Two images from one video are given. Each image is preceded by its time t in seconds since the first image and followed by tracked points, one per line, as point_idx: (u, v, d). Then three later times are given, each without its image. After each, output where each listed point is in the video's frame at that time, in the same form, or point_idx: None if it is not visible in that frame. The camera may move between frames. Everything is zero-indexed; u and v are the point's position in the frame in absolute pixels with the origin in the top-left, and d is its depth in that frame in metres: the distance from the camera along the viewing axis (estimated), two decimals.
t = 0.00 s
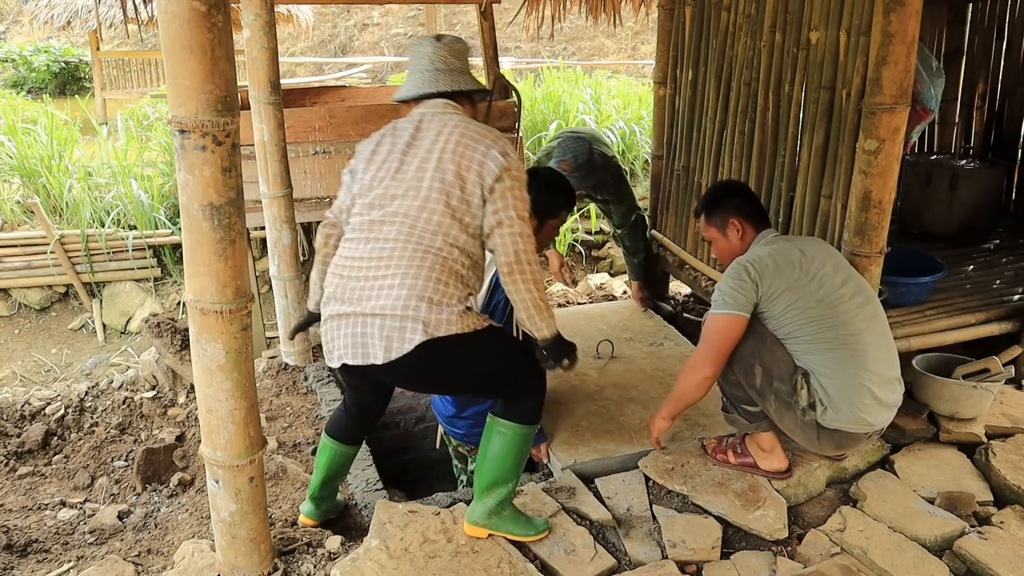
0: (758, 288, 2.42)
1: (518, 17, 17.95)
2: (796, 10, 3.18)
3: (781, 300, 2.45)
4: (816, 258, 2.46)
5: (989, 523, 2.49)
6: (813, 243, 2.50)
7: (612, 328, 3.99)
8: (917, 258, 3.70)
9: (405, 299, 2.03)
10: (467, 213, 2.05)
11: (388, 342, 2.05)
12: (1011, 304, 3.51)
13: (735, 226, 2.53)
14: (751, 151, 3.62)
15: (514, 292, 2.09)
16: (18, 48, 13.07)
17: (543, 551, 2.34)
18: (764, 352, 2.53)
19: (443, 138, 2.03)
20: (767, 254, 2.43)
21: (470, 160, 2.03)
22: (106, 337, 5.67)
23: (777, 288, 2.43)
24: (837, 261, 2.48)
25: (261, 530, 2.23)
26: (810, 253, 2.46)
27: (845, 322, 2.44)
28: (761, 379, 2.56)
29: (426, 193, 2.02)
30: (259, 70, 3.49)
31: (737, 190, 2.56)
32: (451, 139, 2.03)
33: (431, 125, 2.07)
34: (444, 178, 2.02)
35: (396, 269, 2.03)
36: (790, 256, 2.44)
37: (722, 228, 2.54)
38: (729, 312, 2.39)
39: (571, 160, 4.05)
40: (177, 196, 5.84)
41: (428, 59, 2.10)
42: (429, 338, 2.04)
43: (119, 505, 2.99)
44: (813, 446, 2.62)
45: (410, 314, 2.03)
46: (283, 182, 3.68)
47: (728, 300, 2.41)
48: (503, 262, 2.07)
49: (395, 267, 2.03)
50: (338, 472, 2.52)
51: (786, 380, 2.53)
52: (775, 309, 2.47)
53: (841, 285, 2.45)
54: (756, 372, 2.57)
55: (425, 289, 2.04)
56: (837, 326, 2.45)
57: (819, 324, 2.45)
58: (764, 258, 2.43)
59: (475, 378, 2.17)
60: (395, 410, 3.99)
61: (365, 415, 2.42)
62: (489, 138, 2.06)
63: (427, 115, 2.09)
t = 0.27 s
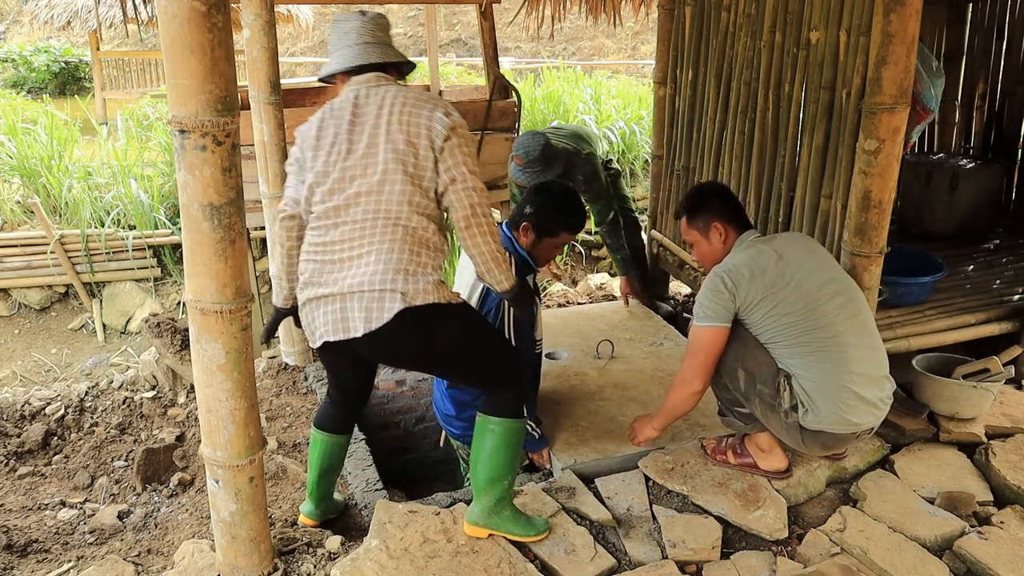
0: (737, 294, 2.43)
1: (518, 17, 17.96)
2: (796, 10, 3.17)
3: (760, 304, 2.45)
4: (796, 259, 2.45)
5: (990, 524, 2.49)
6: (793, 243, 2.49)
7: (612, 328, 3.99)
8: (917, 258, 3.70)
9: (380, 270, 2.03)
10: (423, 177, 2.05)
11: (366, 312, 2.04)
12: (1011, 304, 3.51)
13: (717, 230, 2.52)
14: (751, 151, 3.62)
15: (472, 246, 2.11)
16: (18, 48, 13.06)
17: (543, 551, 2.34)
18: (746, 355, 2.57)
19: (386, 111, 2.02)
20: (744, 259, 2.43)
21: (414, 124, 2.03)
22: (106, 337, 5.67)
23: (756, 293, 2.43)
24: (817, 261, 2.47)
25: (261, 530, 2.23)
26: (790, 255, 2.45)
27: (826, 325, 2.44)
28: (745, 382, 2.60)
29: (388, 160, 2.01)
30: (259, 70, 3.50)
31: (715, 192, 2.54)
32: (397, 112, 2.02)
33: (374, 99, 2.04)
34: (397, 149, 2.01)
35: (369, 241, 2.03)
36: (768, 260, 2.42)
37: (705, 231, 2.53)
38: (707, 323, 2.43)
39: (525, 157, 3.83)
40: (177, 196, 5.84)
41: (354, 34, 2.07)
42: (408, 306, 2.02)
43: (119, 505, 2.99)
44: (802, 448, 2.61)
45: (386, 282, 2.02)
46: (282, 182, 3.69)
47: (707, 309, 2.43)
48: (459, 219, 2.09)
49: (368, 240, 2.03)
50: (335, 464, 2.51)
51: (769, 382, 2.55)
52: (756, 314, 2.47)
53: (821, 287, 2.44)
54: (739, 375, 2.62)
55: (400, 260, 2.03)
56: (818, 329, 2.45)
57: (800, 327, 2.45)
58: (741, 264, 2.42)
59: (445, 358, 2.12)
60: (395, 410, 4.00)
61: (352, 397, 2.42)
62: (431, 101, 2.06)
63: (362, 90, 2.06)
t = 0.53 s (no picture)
0: (725, 302, 2.43)
1: (518, 17, 17.95)
2: (796, 10, 3.17)
3: (748, 310, 2.44)
4: (782, 262, 2.43)
5: (989, 523, 2.49)
6: (778, 244, 2.47)
7: (612, 328, 3.99)
8: (917, 258, 3.70)
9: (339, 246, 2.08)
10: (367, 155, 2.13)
11: (331, 284, 2.08)
12: (1011, 304, 3.51)
13: (701, 234, 2.52)
14: (751, 151, 3.62)
15: (418, 218, 2.25)
16: (18, 48, 13.05)
17: (543, 551, 2.34)
18: (738, 356, 2.63)
19: (327, 91, 2.07)
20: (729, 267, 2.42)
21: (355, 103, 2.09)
22: (106, 337, 5.67)
23: (743, 301, 2.42)
24: (804, 262, 2.45)
25: (261, 530, 2.23)
26: (775, 257, 2.44)
27: (815, 327, 2.43)
28: (738, 381, 2.67)
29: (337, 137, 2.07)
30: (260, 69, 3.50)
31: (692, 196, 2.54)
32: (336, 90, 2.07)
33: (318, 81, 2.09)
34: (344, 131, 2.08)
35: (325, 216, 2.08)
36: (753, 266, 2.41)
37: (689, 237, 2.53)
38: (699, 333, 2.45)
39: (499, 165, 3.46)
40: (177, 196, 5.84)
41: (284, 26, 2.16)
42: (369, 275, 2.10)
43: (119, 505, 2.99)
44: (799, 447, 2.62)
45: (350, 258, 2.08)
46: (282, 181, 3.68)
47: (696, 320, 2.44)
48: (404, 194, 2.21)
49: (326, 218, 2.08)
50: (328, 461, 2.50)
51: (760, 381, 2.58)
52: (744, 319, 2.47)
53: (809, 289, 2.42)
54: (733, 375, 2.68)
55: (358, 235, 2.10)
56: (807, 331, 2.44)
57: (789, 330, 2.45)
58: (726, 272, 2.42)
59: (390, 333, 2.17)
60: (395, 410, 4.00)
61: (323, 385, 2.43)
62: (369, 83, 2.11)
63: (299, 78, 2.11)
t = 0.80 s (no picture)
0: (734, 313, 2.41)
1: (518, 17, 17.95)
2: (796, 10, 3.17)
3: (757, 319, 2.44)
4: (787, 267, 2.41)
5: (990, 523, 2.49)
6: (782, 249, 2.45)
7: (612, 328, 3.99)
8: (917, 258, 3.70)
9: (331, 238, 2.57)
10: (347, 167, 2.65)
11: (328, 270, 2.55)
12: (1011, 304, 3.51)
13: (706, 245, 2.48)
14: (751, 151, 3.62)
15: (385, 216, 2.82)
16: (18, 48, 13.04)
17: (543, 551, 2.34)
18: (744, 355, 2.65)
19: (309, 92, 2.54)
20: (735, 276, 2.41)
21: (333, 107, 2.57)
22: (106, 337, 5.67)
23: (752, 309, 2.41)
24: (809, 265, 2.44)
25: (261, 530, 2.23)
26: (780, 262, 2.42)
27: (821, 330, 2.44)
28: (744, 381, 2.68)
29: (325, 140, 2.56)
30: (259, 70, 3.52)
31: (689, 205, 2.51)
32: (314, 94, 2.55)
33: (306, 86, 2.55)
34: (324, 131, 2.56)
35: (316, 210, 2.55)
36: (759, 274, 2.40)
37: (693, 248, 2.48)
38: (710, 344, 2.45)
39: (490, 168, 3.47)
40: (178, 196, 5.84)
41: (261, 27, 2.65)
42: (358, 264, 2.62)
43: (119, 505, 2.99)
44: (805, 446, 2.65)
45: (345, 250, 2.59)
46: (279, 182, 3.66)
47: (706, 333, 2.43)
48: (376, 193, 2.78)
49: (318, 212, 2.55)
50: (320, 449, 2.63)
51: (767, 381, 2.59)
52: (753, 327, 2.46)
53: (815, 294, 2.42)
54: (739, 375, 2.69)
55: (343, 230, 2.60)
56: (814, 335, 2.45)
57: (796, 335, 2.46)
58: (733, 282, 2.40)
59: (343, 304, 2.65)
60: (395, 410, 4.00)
61: (299, 377, 2.66)
62: (347, 87, 2.60)
63: (281, 80, 2.55)
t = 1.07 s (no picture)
0: (747, 306, 2.41)
1: (518, 17, 17.95)
2: (796, 10, 3.17)
3: (768, 314, 2.43)
4: (800, 265, 2.42)
5: (990, 524, 2.49)
6: (797, 246, 2.45)
7: (612, 328, 3.99)
8: (917, 258, 3.70)
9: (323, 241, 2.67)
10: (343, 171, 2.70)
11: (321, 265, 2.67)
12: (1011, 304, 3.51)
13: (716, 238, 2.46)
14: (751, 151, 3.62)
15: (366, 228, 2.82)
16: (18, 48, 13.04)
17: (543, 551, 2.34)
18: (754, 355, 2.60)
19: (302, 109, 2.57)
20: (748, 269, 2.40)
21: (322, 126, 2.59)
22: (106, 337, 5.67)
23: (766, 302, 2.40)
24: (823, 264, 2.45)
25: (262, 530, 2.23)
26: (794, 260, 2.42)
27: (831, 331, 2.44)
28: (752, 381, 2.64)
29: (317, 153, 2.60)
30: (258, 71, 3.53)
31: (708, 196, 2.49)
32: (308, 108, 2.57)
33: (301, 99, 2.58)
34: (314, 147, 2.58)
35: (309, 218, 2.63)
36: (773, 269, 2.40)
37: (704, 240, 2.46)
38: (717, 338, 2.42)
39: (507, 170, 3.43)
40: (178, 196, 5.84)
41: (271, 34, 2.63)
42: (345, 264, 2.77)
43: (119, 505, 2.99)
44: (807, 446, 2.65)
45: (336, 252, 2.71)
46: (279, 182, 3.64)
47: (716, 323, 2.41)
48: (352, 207, 2.70)
49: (311, 218, 2.63)
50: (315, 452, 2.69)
51: (776, 384, 2.56)
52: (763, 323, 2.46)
53: (827, 294, 2.42)
54: (747, 374, 2.64)
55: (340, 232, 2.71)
56: (824, 336, 2.44)
57: (806, 334, 2.45)
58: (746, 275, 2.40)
59: (323, 302, 2.76)
60: (395, 410, 4.00)
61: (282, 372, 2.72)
62: (339, 108, 2.62)
63: (278, 89, 2.57)
